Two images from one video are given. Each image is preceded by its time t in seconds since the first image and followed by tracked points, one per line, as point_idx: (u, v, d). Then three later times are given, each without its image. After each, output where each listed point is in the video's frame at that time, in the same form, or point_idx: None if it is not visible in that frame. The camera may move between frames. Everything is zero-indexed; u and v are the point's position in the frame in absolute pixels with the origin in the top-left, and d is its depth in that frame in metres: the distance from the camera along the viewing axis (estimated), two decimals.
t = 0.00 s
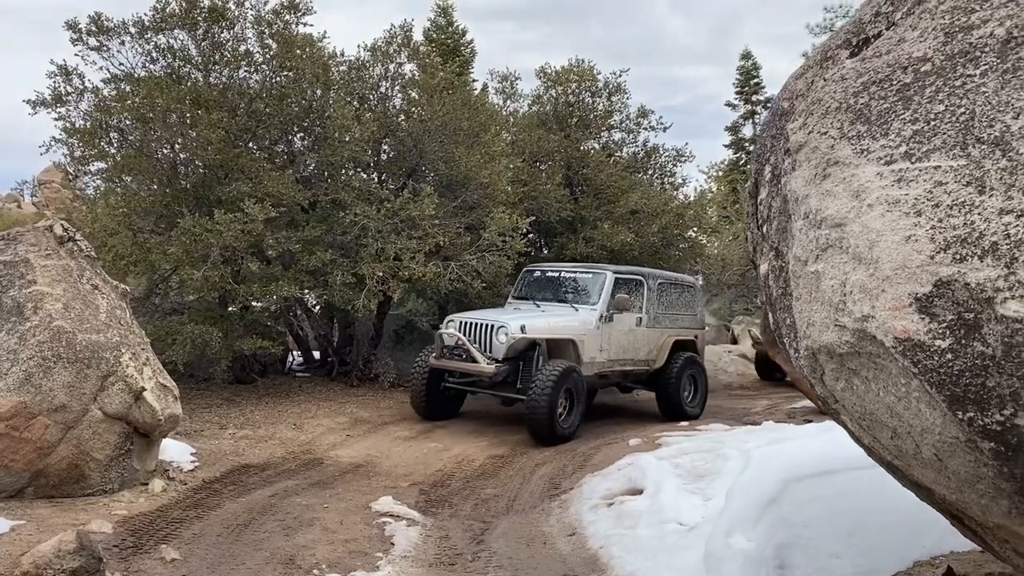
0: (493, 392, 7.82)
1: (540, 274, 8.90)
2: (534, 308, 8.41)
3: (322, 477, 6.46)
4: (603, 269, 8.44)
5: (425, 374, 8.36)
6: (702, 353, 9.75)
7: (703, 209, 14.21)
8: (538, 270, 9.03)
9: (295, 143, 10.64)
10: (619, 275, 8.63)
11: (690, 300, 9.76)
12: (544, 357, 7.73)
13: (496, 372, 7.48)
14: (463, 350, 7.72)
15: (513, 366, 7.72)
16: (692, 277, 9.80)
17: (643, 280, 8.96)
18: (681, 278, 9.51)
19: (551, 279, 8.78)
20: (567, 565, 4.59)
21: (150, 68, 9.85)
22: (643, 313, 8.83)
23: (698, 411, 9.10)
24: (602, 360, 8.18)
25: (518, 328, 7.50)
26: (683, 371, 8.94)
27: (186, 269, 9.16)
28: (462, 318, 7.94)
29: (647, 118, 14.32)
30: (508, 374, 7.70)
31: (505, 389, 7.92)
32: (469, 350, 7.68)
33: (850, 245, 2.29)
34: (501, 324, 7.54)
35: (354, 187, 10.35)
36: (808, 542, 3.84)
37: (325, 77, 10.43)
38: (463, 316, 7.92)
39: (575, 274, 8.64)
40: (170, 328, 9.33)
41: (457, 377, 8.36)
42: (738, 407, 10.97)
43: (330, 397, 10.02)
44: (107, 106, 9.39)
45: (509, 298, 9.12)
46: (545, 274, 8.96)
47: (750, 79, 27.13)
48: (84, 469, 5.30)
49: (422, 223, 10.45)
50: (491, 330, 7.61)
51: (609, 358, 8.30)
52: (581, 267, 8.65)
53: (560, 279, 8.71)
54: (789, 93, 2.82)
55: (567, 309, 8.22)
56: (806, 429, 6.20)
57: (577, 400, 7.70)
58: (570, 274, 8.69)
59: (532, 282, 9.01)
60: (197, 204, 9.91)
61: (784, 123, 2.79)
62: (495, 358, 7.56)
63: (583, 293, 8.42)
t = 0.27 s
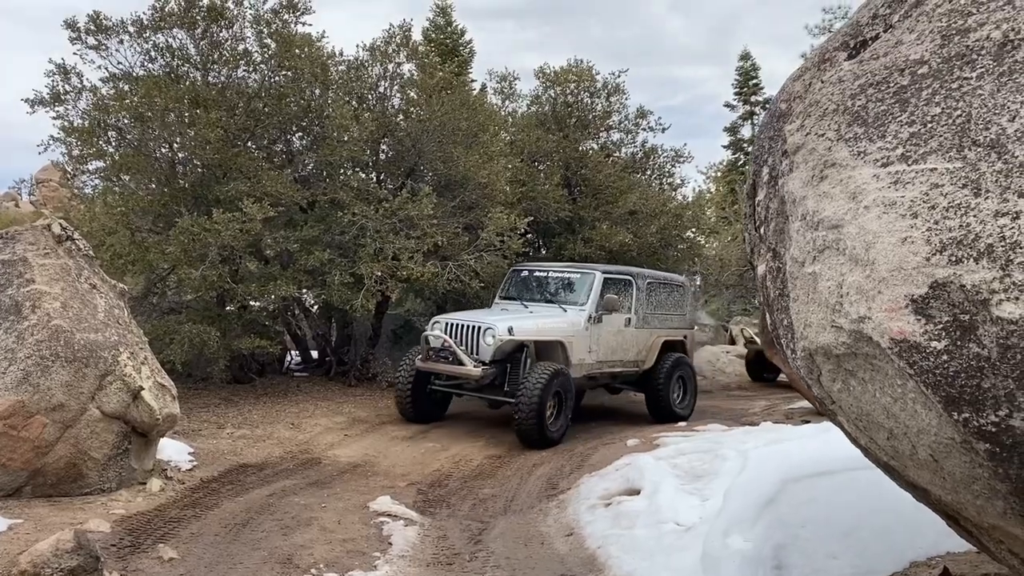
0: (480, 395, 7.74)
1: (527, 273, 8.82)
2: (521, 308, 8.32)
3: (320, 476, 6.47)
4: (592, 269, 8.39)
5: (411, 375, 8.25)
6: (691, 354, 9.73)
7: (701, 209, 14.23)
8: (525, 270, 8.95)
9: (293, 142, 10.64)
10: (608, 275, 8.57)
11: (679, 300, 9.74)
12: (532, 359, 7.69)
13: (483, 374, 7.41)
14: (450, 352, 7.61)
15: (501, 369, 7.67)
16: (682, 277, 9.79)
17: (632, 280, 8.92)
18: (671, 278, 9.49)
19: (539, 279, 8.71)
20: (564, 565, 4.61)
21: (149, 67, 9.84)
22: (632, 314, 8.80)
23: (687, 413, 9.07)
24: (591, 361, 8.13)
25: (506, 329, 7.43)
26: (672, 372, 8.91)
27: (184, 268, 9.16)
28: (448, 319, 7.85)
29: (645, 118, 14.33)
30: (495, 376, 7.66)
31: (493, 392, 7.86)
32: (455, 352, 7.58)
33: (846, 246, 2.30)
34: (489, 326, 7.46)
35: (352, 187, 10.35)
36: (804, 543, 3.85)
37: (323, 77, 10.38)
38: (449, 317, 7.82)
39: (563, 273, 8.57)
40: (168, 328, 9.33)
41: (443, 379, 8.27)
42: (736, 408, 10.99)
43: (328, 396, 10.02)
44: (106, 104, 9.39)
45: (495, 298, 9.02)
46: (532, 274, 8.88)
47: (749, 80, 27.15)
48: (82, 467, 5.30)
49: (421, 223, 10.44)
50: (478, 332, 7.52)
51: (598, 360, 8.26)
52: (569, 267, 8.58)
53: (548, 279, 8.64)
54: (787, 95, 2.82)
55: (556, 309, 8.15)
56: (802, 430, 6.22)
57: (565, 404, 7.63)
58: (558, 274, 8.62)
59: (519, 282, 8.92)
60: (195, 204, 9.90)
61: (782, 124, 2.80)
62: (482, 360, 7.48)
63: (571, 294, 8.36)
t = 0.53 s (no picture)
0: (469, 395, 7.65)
1: (516, 270, 8.75)
2: (510, 307, 8.25)
3: (319, 473, 6.48)
4: (582, 267, 8.32)
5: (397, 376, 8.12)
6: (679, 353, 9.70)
7: (700, 207, 14.24)
8: (514, 267, 8.87)
9: (293, 139, 10.65)
10: (598, 273, 8.51)
11: (669, 298, 9.71)
12: (521, 359, 7.64)
13: (472, 374, 7.35)
14: (437, 351, 7.55)
15: (489, 368, 7.60)
16: (672, 275, 9.76)
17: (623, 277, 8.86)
18: (661, 276, 9.46)
19: (528, 277, 8.63)
20: (563, 562, 4.62)
21: (148, 63, 9.84)
22: (622, 311, 8.75)
23: (676, 412, 9.02)
24: (580, 360, 8.08)
25: (495, 328, 7.35)
26: (662, 371, 8.87)
27: (183, 265, 9.18)
28: (435, 317, 7.78)
29: (645, 116, 14.34)
30: (484, 376, 7.62)
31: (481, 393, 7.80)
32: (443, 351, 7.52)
33: (845, 245, 2.31)
34: (477, 325, 7.39)
35: (352, 184, 10.35)
36: (801, 541, 3.86)
37: (323, 74, 10.38)
38: (437, 316, 7.74)
39: (553, 271, 8.50)
40: (167, 324, 9.33)
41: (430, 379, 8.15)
42: (734, 406, 11.01)
43: (327, 393, 10.03)
44: (105, 101, 9.39)
45: (484, 296, 8.95)
46: (521, 272, 8.80)
47: (749, 78, 27.14)
48: (82, 464, 5.31)
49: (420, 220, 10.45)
50: (466, 330, 7.45)
51: (587, 359, 8.20)
52: (558, 264, 8.51)
53: (537, 277, 8.56)
54: (786, 94, 2.83)
55: (545, 308, 8.08)
56: (800, 429, 6.23)
57: (554, 405, 7.58)
58: (547, 271, 8.55)
59: (508, 279, 8.85)
60: (195, 200, 9.91)
61: (781, 123, 2.81)
62: (470, 360, 7.43)
63: (561, 292, 8.29)
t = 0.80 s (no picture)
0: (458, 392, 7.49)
1: (506, 264, 8.60)
2: (500, 302, 8.11)
3: (320, 466, 6.50)
4: (574, 261, 8.20)
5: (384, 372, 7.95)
6: (670, 348, 9.65)
7: (701, 203, 14.23)
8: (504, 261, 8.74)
9: (294, 134, 10.64)
10: (589, 267, 8.40)
11: (661, 293, 9.64)
12: (511, 355, 7.44)
13: (461, 371, 7.19)
14: (426, 348, 7.36)
15: (478, 365, 7.43)
16: (663, 270, 9.70)
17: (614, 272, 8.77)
18: (652, 271, 9.39)
19: (519, 271, 8.50)
20: (563, 555, 4.64)
21: (149, 57, 9.83)
22: (613, 307, 8.65)
23: (667, 408, 8.96)
24: (571, 357, 7.97)
25: (485, 324, 7.18)
26: (653, 366, 8.80)
27: (184, 259, 9.18)
28: (424, 312, 7.58)
29: (646, 112, 14.32)
30: (473, 373, 7.44)
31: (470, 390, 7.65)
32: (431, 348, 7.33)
33: (846, 239, 2.31)
34: (467, 321, 7.22)
35: (353, 179, 10.35)
36: (800, 534, 3.88)
37: (324, 69, 10.38)
38: (426, 311, 7.56)
39: (544, 265, 8.36)
40: (168, 318, 9.35)
41: (418, 375, 7.99)
42: (733, 401, 11.03)
43: (327, 388, 10.04)
44: (106, 95, 9.39)
45: (473, 290, 8.81)
46: (511, 266, 8.67)
47: (749, 74, 27.10)
48: (83, 457, 5.32)
49: (421, 215, 10.45)
50: (456, 326, 7.29)
51: (578, 355, 8.09)
52: (549, 259, 8.36)
53: (528, 271, 8.41)
54: (788, 88, 2.83)
55: (536, 303, 7.96)
56: (800, 424, 6.24)
57: (545, 402, 7.45)
58: (538, 265, 8.40)
59: (498, 273, 8.71)
60: (195, 194, 9.91)
61: (783, 117, 2.81)
62: (460, 356, 7.26)
63: (552, 286, 8.17)
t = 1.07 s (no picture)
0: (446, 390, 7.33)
1: (495, 259, 8.46)
2: (490, 296, 7.95)
3: (321, 459, 6.51)
4: (565, 256, 8.09)
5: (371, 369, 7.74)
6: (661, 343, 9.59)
7: (702, 198, 14.23)
8: (493, 255, 8.60)
9: (295, 127, 10.64)
10: (581, 262, 8.28)
11: (652, 287, 9.57)
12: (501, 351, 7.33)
13: (450, 369, 7.00)
14: (414, 345, 7.16)
15: (467, 362, 7.29)
16: (654, 264, 9.64)
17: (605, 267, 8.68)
18: (644, 264, 9.32)
19: (509, 265, 8.36)
20: (563, 549, 4.65)
21: (150, 50, 9.82)
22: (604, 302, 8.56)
23: (659, 404, 8.90)
24: (563, 354, 7.86)
25: (474, 321, 7.01)
26: (645, 361, 8.73)
27: (185, 252, 9.19)
28: (411, 307, 7.37)
29: (647, 106, 14.30)
30: (463, 370, 7.28)
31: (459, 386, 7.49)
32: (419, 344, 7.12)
33: (847, 233, 2.31)
34: (456, 317, 7.03)
35: (354, 172, 10.34)
36: (800, 528, 3.88)
37: (325, 62, 10.37)
38: (413, 306, 7.35)
39: (534, 260, 8.24)
40: (169, 311, 9.37)
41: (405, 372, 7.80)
42: (733, 396, 11.05)
43: (328, 381, 10.06)
44: (107, 88, 9.39)
45: (462, 284, 8.65)
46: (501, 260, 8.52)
47: (751, 68, 27.01)
48: (84, 449, 5.33)
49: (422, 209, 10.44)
50: (444, 323, 7.09)
51: (569, 351, 7.98)
52: (539, 253, 8.25)
53: (517, 266, 8.29)
54: (789, 83, 2.82)
55: (526, 298, 7.83)
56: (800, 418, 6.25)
57: (535, 399, 7.35)
58: (528, 260, 8.28)
59: (487, 267, 8.57)
60: (196, 188, 9.91)
61: (785, 111, 2.81)
62: (449, 353, 7.07)
63: (543, 281, 8.05)
